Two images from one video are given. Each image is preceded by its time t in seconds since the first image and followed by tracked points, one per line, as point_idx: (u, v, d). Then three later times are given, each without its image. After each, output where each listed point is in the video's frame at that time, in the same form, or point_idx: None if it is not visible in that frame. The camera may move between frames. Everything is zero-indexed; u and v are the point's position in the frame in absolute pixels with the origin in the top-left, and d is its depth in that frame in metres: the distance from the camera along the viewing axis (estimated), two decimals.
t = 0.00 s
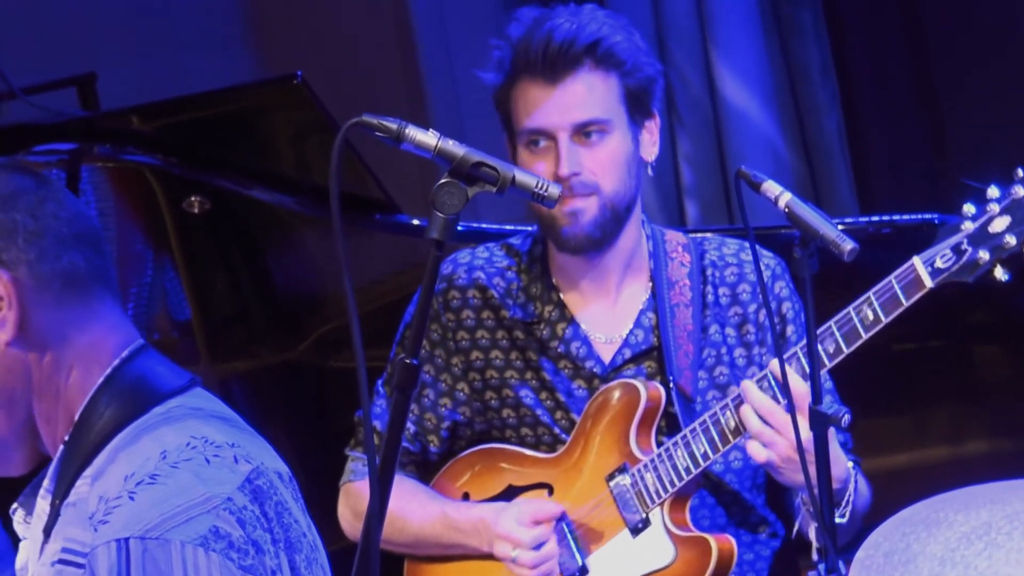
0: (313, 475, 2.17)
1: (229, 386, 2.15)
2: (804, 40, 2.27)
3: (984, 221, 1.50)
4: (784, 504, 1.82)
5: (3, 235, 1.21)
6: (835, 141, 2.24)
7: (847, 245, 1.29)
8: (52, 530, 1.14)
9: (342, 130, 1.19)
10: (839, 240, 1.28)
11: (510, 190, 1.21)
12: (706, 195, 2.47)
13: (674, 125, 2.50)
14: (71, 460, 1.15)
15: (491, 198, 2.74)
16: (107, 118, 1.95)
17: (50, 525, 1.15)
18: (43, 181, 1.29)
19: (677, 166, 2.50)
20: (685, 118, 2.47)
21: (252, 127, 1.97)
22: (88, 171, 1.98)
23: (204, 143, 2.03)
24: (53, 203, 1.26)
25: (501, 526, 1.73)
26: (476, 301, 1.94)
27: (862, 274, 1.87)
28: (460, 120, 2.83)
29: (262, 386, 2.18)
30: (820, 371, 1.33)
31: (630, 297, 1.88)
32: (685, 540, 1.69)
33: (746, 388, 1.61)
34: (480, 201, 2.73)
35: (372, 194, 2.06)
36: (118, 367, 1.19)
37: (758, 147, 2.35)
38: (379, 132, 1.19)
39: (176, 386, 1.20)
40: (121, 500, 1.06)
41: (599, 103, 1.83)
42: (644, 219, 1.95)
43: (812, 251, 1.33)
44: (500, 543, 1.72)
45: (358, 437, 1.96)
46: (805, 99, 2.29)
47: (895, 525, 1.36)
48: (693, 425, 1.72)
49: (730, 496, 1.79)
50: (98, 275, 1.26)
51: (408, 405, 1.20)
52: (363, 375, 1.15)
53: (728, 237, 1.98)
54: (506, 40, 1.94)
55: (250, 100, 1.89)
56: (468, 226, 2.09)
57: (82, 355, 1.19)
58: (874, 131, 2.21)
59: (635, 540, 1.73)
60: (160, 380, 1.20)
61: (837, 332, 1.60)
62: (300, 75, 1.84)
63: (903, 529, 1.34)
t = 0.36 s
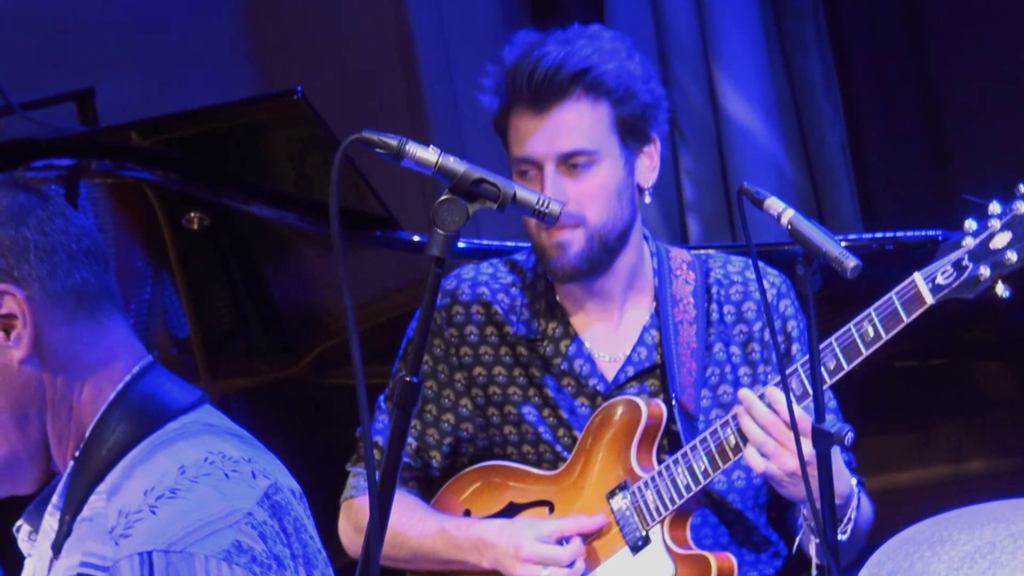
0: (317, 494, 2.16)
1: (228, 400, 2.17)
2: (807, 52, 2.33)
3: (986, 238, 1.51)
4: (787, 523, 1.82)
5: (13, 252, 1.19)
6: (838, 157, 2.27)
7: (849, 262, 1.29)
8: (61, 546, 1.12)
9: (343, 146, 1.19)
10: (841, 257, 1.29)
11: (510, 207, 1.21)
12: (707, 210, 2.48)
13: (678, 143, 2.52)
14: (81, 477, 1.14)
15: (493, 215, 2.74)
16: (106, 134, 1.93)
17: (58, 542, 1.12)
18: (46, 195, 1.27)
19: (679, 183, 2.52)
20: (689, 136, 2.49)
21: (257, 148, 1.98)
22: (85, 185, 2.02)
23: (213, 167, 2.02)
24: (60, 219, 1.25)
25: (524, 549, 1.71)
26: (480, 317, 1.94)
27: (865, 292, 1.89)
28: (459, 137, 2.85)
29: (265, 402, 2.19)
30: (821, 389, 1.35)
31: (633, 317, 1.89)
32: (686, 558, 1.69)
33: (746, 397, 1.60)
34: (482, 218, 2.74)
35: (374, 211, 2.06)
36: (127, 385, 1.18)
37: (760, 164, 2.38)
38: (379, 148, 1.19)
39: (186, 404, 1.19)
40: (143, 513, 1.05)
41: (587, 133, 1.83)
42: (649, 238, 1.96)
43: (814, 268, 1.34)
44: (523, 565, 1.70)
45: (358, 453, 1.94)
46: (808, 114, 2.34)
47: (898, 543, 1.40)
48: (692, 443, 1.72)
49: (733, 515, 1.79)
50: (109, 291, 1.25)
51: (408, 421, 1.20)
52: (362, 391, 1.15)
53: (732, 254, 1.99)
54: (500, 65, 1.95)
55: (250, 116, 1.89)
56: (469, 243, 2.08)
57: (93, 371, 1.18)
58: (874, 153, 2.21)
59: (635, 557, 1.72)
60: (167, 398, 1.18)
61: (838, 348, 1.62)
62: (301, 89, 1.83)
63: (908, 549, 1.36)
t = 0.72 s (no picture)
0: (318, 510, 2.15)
1: (229, 418, 2.16)
2: (807, 68, 2.32)
3: (986, 254, 1.54)
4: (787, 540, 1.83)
5: (36, 265, 1.19)
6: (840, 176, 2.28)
7: (850, 279, 1.30)
8: (65, 563, 1.11)
9: (344, 162, 1.19)
10: (843, 274, 1.30)
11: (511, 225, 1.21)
12: (708, 227, 2.49)
13: (678, 159, 2.52)
14: (85, 494, 1.13)
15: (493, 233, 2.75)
16: (106, 151, 1.89)
17: (63, 558, 1.12)
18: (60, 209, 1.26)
19: (681, 202, 2.53)
20: (689, 152, 2.49)
21: (253, 167, 1.97)
22: (86, 203, 2.00)
23: (214, 179, 1.99)
24: (77, 234, 1.25)
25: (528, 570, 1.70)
26: (481, 333, 1.94)
27: (863, 308, 1.90)
28: (460, 152, 2.85)
29: (266, 416, 2.18)
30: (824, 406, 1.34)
31: (633, 334, 1.88)
32: None
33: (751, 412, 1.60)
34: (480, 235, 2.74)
35: (374, 227, 2.05)
36: (133, 402, 1.18)
37: (761, 181, 2.36)
38: (380, 165, 1.19)
39: (191, 420, 1.19)
40: (149, 529, 1.06)
41: (578, 140, 1.84)
42: (650, 254, 1.96)
43: (815, 286, 1.34)
44: None
45: (359, 470, 1.94)
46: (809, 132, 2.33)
47: (899, 561, 1.42)
48: (694, 460, 1.72)
49: (734, 532, 1.79)
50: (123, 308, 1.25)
51: (409, 438, 1.19)
52: (363, 410, 1.13)
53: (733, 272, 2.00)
54: (493, 76, 1.96)
55: (250, 133, 1.89)
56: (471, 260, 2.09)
57: (102, 388, 1.18)
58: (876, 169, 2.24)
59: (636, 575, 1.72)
60: (173, 415, 1.18)
61: (838, 365, 1.62)
62: (301, 106, 1.84)
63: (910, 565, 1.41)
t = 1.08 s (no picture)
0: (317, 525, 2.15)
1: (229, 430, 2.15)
2: (805, 83, 2.32)
3: (990, 268, 1.54)
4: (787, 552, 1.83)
5: (40, 278, 1.19)
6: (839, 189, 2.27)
7: (848, 292, 1.31)
8: None
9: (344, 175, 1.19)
10: (842, 287, 1.31)
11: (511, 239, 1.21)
12: (707, 242, 2.49)
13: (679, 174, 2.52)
14: (85, 506, 1.14)
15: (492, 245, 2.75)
16: (107, 164, 1.95)
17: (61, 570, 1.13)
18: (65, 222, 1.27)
19: (679, 215, 2.53)
20: (688, 167, 2.49)
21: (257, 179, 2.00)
22: (88, 217, 1.99)
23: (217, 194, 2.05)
24: (82, 247, 1.26)
25: None
26: (481, 344, 1.95)
27: (860, 321, 1.90)
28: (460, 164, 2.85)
29: (266, 429, 2.19)
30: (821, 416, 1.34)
31: (634, 346, 1.89)
32: None
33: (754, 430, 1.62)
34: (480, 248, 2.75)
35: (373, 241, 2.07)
36: (133, 414, 1.18)
37: (759, 195, 2.38)
38: (380, 179, 1.20)
39: (191, 433, 1.19)
40: (147, 544, 1.06)
41: (586, 156, 1.85)
42: (650, 266, 1.97)
43: (815, 299, 1.35)
44: None
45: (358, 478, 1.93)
46: (807, 146, 2.33)
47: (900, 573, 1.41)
48: (695, 472, 1.73)
49: (734, 543, 1.78)
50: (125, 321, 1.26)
51: (410, 450, 1.20)
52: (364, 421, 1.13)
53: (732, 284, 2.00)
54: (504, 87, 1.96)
55: (262, 145, 1.91)
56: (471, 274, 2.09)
57: (101, 401, 1.18)
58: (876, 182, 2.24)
59: None
60: (173, 427, 1.18)
61: (842, 379, 1.63)
62: (301, 121, 1.86)
63: None
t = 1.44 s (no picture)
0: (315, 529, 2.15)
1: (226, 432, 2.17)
2: (804, 87, 2.32)
3: (994, 275, 1.53)
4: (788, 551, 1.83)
5: (25, 284, 1.19)
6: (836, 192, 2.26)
7: (846, 294, 1.31)
8: None
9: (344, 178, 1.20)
10: (839, 290, 1.31)
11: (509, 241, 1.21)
12: (705, 243, 2.49)
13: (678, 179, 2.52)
14: (81, 510, 1.14)
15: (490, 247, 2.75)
16: (107, 167, 1.95)
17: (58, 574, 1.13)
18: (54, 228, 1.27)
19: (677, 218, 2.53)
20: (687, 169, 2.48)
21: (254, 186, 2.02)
22: (86, 219, 2.00)
23: (211, 194, 2.05)
24: (70, 252, 1.26)
25: None
26: (480, 345, 1.97)
27: (860, 324, 1.90)
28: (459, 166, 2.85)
29: (264, 431, 2.19)
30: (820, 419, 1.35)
31: (636, 346, 1.89)
32: None
33: (755, 432, 1.63)
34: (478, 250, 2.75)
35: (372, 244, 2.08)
36: (129, 417, 1.18)
37: (758, 197, 2.37)
38: (379, 181, 1.20)
39: (187, 436, 1.19)
40: (143, 548, 1.06)
41: (572, 167, 1.84)
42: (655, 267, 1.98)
43: (812, 301, 1.36)
44: None
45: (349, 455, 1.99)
46: (807, 150, 2.33)
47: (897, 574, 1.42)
48: (695, 472, 1.72)
49: (735, 542, 1.78)
50: (116, 324, 1.26)
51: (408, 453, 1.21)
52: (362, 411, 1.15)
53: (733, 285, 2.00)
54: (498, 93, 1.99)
55: (259, 147, 1.91)
56: (469, 276, 2.10)
57: (97, 405, 1.19)
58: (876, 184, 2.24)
59: None
60: (170, 430, 1.19)
61: (844, 383, 1.64)
62: (300, 123, 1.86)
63: None
